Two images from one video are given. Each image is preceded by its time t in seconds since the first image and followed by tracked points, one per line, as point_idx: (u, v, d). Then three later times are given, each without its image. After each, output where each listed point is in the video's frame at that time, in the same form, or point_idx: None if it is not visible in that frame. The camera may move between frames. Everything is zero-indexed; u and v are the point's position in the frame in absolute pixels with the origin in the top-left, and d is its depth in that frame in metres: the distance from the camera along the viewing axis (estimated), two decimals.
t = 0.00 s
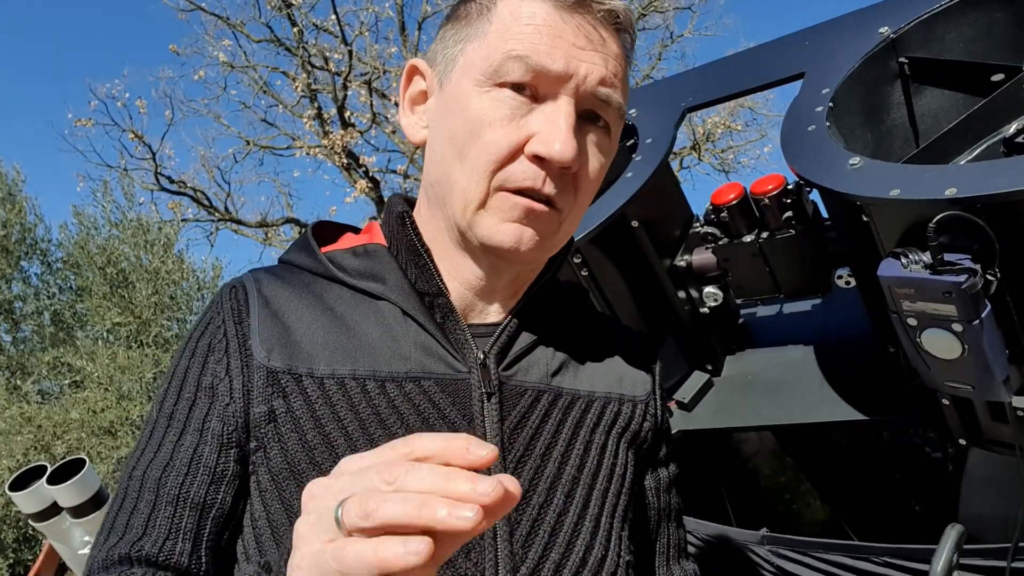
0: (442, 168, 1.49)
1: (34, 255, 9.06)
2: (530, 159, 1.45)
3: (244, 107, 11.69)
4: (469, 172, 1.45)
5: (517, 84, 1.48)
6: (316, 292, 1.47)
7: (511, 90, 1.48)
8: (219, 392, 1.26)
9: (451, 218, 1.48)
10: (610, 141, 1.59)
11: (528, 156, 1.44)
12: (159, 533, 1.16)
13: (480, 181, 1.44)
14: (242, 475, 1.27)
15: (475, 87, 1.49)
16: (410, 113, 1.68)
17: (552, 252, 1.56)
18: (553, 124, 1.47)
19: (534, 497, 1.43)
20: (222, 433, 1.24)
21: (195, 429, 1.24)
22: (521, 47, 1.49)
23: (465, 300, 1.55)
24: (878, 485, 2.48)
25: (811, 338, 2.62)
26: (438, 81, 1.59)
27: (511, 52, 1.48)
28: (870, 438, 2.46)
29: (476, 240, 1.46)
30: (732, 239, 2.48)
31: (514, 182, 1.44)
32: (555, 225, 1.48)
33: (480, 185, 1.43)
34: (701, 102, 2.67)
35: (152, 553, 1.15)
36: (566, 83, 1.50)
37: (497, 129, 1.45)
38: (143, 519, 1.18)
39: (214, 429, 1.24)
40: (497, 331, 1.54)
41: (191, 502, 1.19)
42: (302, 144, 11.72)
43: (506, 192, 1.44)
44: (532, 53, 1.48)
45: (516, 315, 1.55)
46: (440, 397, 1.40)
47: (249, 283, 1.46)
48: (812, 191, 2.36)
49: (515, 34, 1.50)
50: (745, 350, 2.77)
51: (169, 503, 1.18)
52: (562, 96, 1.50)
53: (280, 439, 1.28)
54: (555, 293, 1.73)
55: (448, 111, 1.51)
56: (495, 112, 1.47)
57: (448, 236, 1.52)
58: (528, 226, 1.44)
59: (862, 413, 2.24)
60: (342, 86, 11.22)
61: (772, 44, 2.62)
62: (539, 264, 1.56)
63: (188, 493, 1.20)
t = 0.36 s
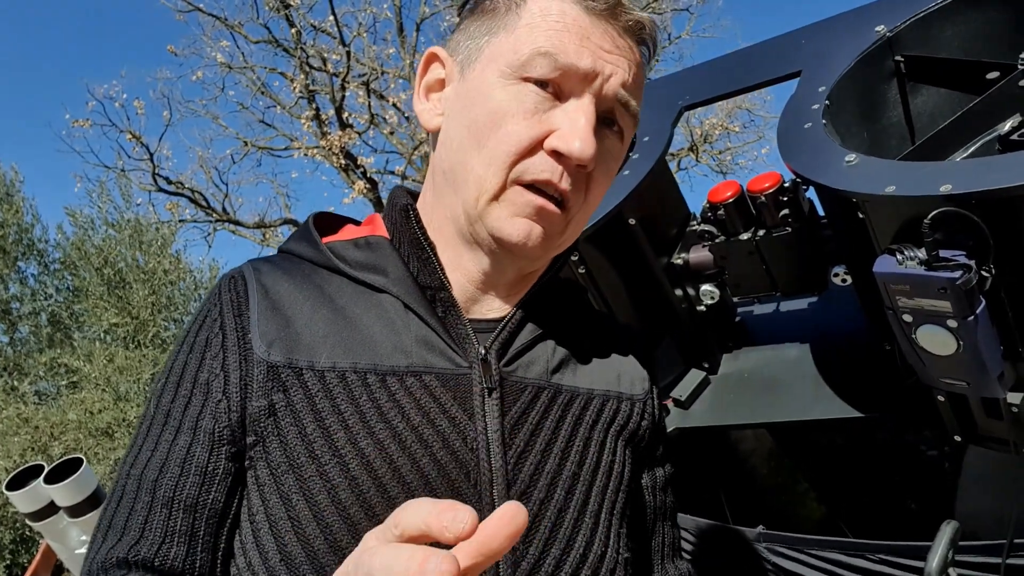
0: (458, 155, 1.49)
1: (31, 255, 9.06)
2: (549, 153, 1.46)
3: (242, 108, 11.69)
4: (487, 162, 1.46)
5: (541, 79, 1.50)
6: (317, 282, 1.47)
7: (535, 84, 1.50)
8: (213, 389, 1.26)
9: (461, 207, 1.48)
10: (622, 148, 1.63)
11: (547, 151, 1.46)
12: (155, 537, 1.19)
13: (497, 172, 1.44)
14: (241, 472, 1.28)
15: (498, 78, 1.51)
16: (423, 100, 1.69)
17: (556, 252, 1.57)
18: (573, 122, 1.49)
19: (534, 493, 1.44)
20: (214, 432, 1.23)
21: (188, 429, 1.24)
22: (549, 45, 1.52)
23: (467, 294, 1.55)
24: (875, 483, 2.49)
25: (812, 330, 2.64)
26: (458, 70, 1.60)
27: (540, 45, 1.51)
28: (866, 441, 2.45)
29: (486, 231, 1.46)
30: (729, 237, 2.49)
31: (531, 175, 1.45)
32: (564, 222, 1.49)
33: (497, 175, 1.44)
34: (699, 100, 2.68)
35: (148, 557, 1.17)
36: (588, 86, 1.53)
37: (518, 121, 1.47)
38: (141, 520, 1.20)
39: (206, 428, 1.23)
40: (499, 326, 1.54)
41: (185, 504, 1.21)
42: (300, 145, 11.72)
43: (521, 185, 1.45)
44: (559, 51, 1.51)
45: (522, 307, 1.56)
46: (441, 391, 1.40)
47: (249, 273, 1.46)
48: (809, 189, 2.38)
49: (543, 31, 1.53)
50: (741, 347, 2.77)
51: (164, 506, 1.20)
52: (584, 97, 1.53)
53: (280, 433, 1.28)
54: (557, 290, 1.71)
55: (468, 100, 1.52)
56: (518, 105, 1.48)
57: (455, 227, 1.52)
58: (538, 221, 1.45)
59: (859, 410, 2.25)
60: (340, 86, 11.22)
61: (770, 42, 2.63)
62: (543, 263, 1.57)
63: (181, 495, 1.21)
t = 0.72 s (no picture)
0: (453, 158, 1.50)
1: (30, 256, 9.06)
2: (545, 154, 1.48)
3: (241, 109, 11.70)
4: (483, 163, 1.47)
5: (537, 81, 1.52)
6: (312, 289, 1.48)
7: (530, 86, 1.52)
8: (204, 397, 1.26)
9: (457, 210, 1.49)
10: (618, 150, 1.65)
11: (543, 151, 1.48)
12: (132, 544, 1.18)
13: (493, 172, 1.45)
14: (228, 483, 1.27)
15: (494, 81, 1.52)
16: (420, 105, 1.69)
17: (553, 253, 1.58)
18: (569, 123, 1.51)
19: (529, 500, 1.43)
20: (201, 443, 1.23)
21: (177, 438, 1.25)
22: (543, 47, 1.54)
23: (463, 298, 1.55)
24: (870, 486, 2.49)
25: (807, 331, 2.64)
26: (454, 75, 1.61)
27: (534, 49, 1.53)
28: (861, 443, 2.47)
29: (483, 231, 1.47)
30: (723, 241, 2.50)
31: (527, 175, 1.46)
32: (561, 222, 1.50)
33: (493, 176, 1.45)
34: (694, 105, 2.69)
35: (122, 561, 1.15)
36: (584, 87, 1.55)
37: (513, 123, 1.49)
38: (123, 526, 1.20)
39: (194, 437, 1.23)
40: (495, 332, 1.55)
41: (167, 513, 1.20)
42: (299, 146, 11.72)
43: (518, 185, 1.46)
44: (554, 55, 1.53)
45: (519, 311, 1.57)
46: (436, 398, 1.42)
47: (242, 280, 1.46)
48: (802, 194, 2.39)
49: (537, 34, 1.56)
50: (736, 352, 2.76)
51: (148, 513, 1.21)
52: (579, 99, 1.55)
53: (272, 440, 1.29)
54: (554, 296, 1.72)
55: (464, 103, 1.53)
56: (513, 106, 1.50)
57: (451, 229, 1.52)
58: (535, 221, 1.46)
59: (852, 414, 2.27)
60: (339, 88, 11.23)
61: (765, 47, 2.64)
62: (538, 263, 1.57)
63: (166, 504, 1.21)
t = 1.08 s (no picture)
0: (447, 148, 1.51)
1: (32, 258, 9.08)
2: (539, 144, 1.49)
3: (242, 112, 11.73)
4: (477, 154, 1.47)
5: (530, 72, 1.53)
6: (301, 278, 1.51)
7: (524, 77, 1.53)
8: (191, 386, 1.31)
9: (451, 200, 1.50)
10: (608, 140, 1.67)
11: (537, 141, 1.49)
12: (114, 519, 1.25)
13: (487, 162, 1.46)
14: (210, 467, 1.32)
15: (488, 71, 1.53)
16: (411, 95, 1.71)
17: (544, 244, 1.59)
18: (563, 113, 1.52)
19: (519, 487, 1.44)
20: (185, 434, 1.27)
21: (162, 423, 1.30)
22: (537, 38, 1.55)
23: (454, 289, 1.56)
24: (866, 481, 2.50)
25: (804, 329, 2.64)
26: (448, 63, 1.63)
27: (529, 37, 1.54)
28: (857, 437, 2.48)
29: (477, 222, 1.48)
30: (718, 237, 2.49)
31: (521, 166, 1.47)
32: (555, 213, 1.52)
33: (487, 166, 1.45)
34: (689, 102, 2.70)
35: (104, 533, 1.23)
36: (577, 78, 1.57)
37: (508, 113, 1.49)
38: (110, 502, 1.28)
39: (178, 425, 1.28)
40: (484, 321, 1.56)
41: (148, 496, 1.26)
42: (299, 148, 11.75)
43: (512, 175, 1.47)
44: (549, 42, 1.55)
45: (508, 301, 1.58)
46: (425, 386, 1.43)
47: (234, 271, 1.49)
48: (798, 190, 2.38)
49: (531, 25, 1.57)
50: (734, 347, 2.76)
51: (131, 494, 1.26)
52: (572, 89, 1.56)
53: (261, 427, 1.30)
54: (544, 286, 1.73)
55: (458, 93, 1.53)
56: (507, 96, 1.50)
57: (445, 220, 1.53)
58: (528, 212, 1.48)
59: (848, 408, 2.27)
60: (340, 90, 11.25)
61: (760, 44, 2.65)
62: (530, 255, 1.59)
63: (147, 488, 1.26)
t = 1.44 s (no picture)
0: (449, 154, 1.50)
1: (34, 261, 9.09)
2: (541, 145, 1.48)
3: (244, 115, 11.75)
4: (478, 158, 1.47)
5: (528, 72, 1.52)
6: (307, 283, 1.51)
7: (521, 78, 1.52)
8: (198, 399, 1.32)
9: (456, 207, 1.49)
10: (613, 136, 1.66)
11: (539, 142, 1.48)
12: (126, 529, 1.29)
13: (489, 167, 1.46)
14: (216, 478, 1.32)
15: (485, 73, 1.52)
16: (408, 100, 1.70)
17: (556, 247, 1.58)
18: (564, 111, 1.50)
19: (526, 494, 1.44)
20: (194, 444, 1.29)
21: (170, 437, 1.32)
22: (533, 37, 1.53)
23: (464, 293, 1.56)
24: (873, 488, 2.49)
25: (811, 335, 2.63)
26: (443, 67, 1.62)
27: (523, 38, 1.53)
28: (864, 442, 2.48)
29: (483, 229, 1.47)
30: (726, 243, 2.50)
31: (524, 169, 1.46)
32: (563, 215, 1.51)
33: (490, 171, 1.45)
34: (696, 107, 2.69)
35: (118, 544, 1.28)
36: (576, 74, 1.55)
37: (508, 115, 1.48)
38: (123, 513, 1.31)
39: (187, 438, 1.29)
40: (489, 327, 1.56)
41: (156, 508, 1.28)
42: (301, 151, 11.76)
43: (515, 178, 1.46)
44: (544, 40, 1.53)
45: (513, 306, 1.59)
46: (429, 395, 1.43)
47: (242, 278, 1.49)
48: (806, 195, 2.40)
49: (527, 24, 1.55)
50: (742, 352, 2.75)
51: (141, 505, 1.29)
52: (572, 87, 1.55)
53: (263, 439, 1.30)
54: (548, 289, 1.73)
55: (457, 98, 1.53)
56: (506, 98, 1.50)
57: (451, 228, 1.53)
58: (535, 216, 1.47)
59: (858, 414, 2.26)
60: (342, 93, 11.27)
61: (767, 48, 2.65)
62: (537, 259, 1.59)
63: (155, 500, 1.28)
